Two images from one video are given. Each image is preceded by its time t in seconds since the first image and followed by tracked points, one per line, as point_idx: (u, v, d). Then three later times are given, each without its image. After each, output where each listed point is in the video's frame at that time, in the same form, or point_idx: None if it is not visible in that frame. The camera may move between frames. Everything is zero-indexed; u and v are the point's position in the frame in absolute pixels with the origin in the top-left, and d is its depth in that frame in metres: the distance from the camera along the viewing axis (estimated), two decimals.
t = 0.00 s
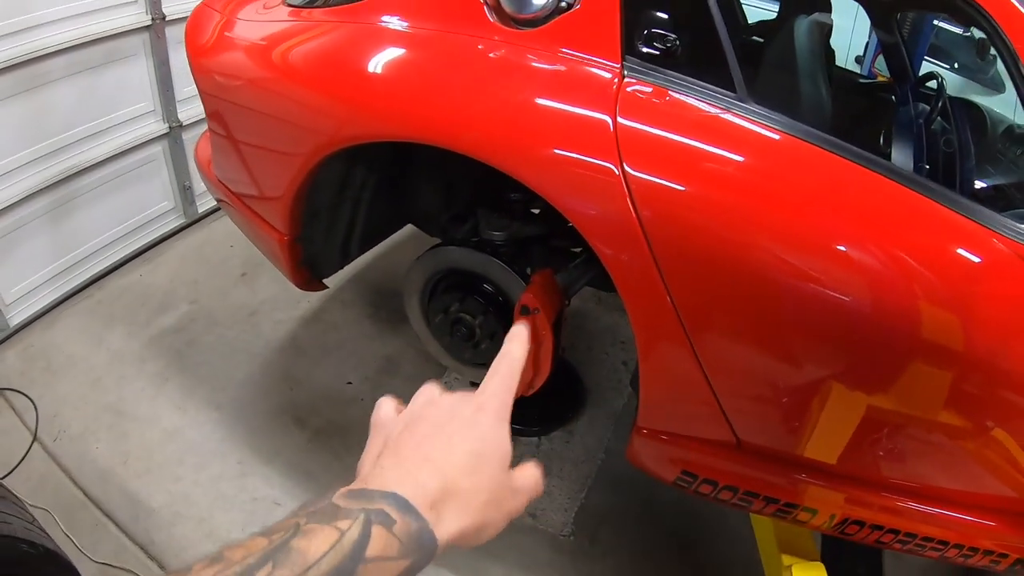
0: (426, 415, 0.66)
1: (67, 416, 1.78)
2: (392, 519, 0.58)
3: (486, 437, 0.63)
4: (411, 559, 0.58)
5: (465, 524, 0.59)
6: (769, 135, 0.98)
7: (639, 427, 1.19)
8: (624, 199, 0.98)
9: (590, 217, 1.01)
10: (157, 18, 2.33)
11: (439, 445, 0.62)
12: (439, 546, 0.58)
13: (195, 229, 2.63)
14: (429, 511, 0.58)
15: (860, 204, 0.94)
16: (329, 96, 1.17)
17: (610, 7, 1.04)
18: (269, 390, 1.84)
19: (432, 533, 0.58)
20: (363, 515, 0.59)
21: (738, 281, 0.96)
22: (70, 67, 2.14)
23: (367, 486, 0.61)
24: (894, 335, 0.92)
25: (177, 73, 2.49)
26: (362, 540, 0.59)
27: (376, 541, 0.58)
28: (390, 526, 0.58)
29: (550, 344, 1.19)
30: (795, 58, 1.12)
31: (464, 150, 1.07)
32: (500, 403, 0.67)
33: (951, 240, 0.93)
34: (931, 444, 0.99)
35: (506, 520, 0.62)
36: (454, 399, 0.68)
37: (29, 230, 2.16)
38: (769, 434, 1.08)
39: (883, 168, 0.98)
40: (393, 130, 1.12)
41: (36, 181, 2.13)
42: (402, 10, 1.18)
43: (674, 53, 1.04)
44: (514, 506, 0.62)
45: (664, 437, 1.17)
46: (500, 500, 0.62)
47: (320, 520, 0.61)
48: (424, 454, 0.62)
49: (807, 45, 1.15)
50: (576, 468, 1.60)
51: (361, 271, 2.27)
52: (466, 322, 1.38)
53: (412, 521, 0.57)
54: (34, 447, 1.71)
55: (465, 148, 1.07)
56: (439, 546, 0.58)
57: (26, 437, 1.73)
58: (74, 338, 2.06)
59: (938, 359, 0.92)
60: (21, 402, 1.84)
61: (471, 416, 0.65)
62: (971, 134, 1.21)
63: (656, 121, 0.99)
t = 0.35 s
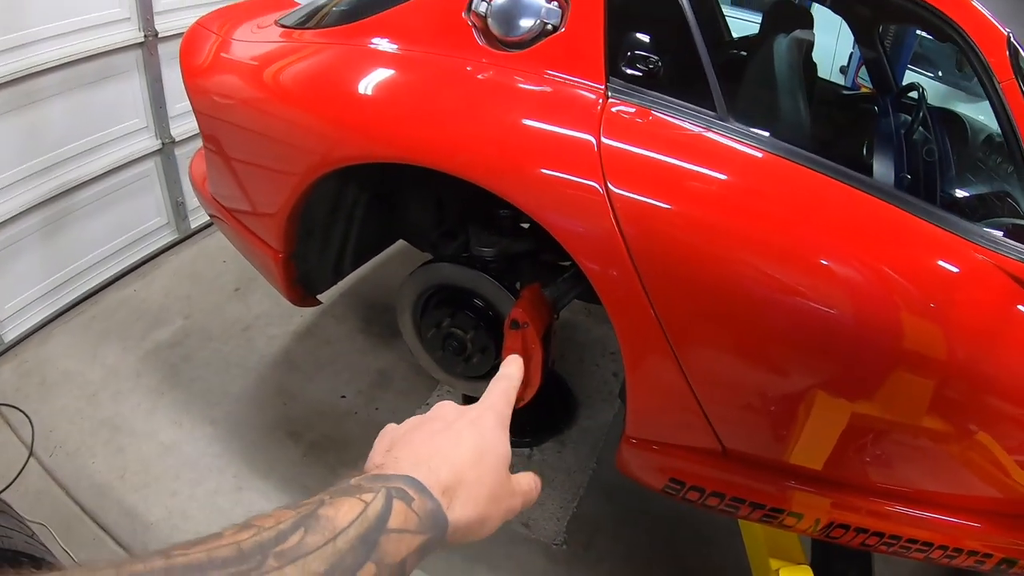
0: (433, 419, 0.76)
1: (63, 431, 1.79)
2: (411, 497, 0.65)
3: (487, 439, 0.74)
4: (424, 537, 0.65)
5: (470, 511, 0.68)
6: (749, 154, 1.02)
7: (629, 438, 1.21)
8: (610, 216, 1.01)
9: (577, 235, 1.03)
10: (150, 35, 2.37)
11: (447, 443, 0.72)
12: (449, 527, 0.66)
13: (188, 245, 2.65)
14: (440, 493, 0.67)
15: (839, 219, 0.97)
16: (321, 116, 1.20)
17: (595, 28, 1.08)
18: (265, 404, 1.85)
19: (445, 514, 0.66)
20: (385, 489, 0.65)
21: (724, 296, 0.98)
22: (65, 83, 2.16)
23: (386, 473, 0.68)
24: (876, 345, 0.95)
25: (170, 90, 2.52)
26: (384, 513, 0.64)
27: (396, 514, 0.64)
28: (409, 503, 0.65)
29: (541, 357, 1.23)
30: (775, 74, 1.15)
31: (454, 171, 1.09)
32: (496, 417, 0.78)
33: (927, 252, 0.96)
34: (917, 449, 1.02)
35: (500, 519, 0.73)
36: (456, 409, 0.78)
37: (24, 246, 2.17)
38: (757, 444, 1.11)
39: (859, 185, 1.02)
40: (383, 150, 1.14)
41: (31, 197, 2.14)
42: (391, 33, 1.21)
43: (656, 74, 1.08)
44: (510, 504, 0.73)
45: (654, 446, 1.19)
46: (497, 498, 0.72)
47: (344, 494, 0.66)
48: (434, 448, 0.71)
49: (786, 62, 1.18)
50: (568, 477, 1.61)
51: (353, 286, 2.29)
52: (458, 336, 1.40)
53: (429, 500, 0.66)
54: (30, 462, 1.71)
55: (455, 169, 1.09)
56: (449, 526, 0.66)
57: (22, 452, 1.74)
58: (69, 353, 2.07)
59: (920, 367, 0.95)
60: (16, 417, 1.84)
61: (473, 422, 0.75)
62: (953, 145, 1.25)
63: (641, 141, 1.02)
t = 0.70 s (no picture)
0: (404, 440, 0.68)
1: (62, 448, 1.79)
2: (369, 533, 0.59)
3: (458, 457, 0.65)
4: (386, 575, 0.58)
5: (439, 540, 0.60)
6: (738, 171, 1.04)
7: (624, 451, 1.22)
8: (603, 234, 1.03)
9: (571, 252, 1.04)
10: (149, 55, 2.40)
11: (413, 468, 0.64)
12: (414, 562, 0.59)
13: (187, 264, 2.67)
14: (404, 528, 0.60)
15: (828, 233, 0.99)
16: (318, 137, 1.22)
17: (585, 49, 1.10)
18: (264, 422, 1.86)
19: (409, 547, 0.59)
20: (341, 527, 0.59)
21: (718, 311, 1.00)
22: (66, 102, 2.18)
23: (347, 507, 0.62)
24: (868, 357, 0.96)
25: (170, 110, 2.55)
26: (340, 552, 0.59)
27: (352, 554, 0.58)
28: (367, 540, 0.59)
29: (536, 373, 1.24)
30: (762, 91, 1.18)
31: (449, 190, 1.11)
32: (474, 424, 0.69)
33: (915, 264, 0.98)
34: (913, 459, 1.03)
35: (479, 542, 0.64)
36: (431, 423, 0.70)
37: (25, 263, 2.18)
38: (753, 456, 1.11)
39: (847, 199, 1.04)
40: (379, 169, 1.15)
41: (31, 215, 2.15)
42: (386, 55, 1.24)
43: (644, 94, 1.10)
44: (488, 523, 0.64)
45: (649, 460, 1.20)
46: (472, 520, 0.63)
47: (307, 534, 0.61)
48: (399, 477, 0.64)
49: (772, 79, 1.21)
50: (564, 494, 1.62)
51: (351, 304, 2.31)
52: (453, 353, 1.43)
53: (390, 537, 0.59)
54: (28, 478, 1.71)
55: (449, 189, 1.11)
56: (415, 561, 0.59)
57: (21, 469, 1.74)
58: (68, 371, 2.08)
59: (913, 378, 0.96)
60: (15, 434, 1.85)
61: (444, 438, 0.67)
62: (941, 155, 1.27)
63: (632, 160, 1.04)
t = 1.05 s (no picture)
0: (401, 418, 0.61)
1: (67, 465, 1.81)
2: (353, 568, 0.51)
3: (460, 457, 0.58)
4: None
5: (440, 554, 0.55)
6: (729, 193, 1.07)
7: (623, 466, 1.24)
8: (600, 256, 1.06)
9: (568, 274, 1.07)
10: (154, 79, 2.45)
11: (410, 468, 0.57)
12: None
13: (190, 284, 2.71)
14: (398, 551, 0.53)
15: (819, 251, 1.02)
16: (321, 162, 1.25)
17: (577, 77, 1.14)
18: (268, 440, 1.88)
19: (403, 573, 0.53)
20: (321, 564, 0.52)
21: (713, 329, 1.02)
22: (72, 124, 2.22)
23: (329, 527, 0.54)
24: (860, 371, 0.99)
25: (174, 133, 2.60)
26: None
27: None
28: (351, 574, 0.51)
29: (535, 391, 1.27)
30: (750, 111, 1.22)
31: (448, 214, 1.14)
32: (478, 408, 0.61)
33: (904, 279, 1.01)
34: (908, 469, 1.05)
35: (488, 532, 0.59)
36: (433, 394, 0.62)
37: (30, 283, 2.21)
38: (751, 470, 1.14)
39: (836, 219, 1.07)
40: (381, 192, 1.19)
41: (36, 235, 2.18)
42: (387, 83, 1.28)
43: (636, 120, 1.14)
44: (498, 516, 0.59)
45: (647, 474, 1.22)
46: (482, 517, 0.58)
47: (282, 573, 0.52)
48: (393, 480, 0.56)
49: (760, 100, 1.25)
50: (564, 509, 1.64)
51: (353, 324, 2.34)
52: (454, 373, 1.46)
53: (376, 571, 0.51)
54: (34, 496, 1.73)
55: (449, 213, 1.14)
56: None
57: (27, 486, 1.76)
58: (73, 389, 2.10)
59: (904, 390, 0.98)
60: (21, 452, 1.87)
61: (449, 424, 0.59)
62: (931, 170, 1.29)
63: (625, 184, 1.08)
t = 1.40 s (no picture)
0: (379, 493, 0.65)
1: (70, 474, 1.82)
2: None
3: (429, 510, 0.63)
4: None
5: None
6: (724, 201, 1.09)
7: (622, 473, 1.24)
8: (597, 264, 1.07)
9: (567, 282, 1.08)
10: (158, 92, 2.48)
11: (382, 520, 0.60)
12: None
13: (194, 296, 2.73)
14: None
15: (816, 257, 1.03)
16: (323, 173, 1.27)
17: (572, 88, 1.16)
18: (269, 451, 1.89)
19: None
20: None
21: (712, 336, 1.03)
22: (78, 137, 2.25)
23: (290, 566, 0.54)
24: (858, 376, 0.99)
25: (178, 146, 2.64)
26: None
27: None
28: None
29: (533, 399, 1.28)
30: (743, 117, 1.23)
31: (447, 223, 1.15)
32: (453, 485, 0.66)
33: (902, 283, 1.01)
34: (909, 474, 1.05)
35: None
36: (411, 476, 0.68)
37: (34, 293, 2.22)
38: (750, 476, 1.14)
39: (832, 225, 1.08)
40: (382, 202, 1.20)
41: (40, 246, 2.20)
42: (386, 95, 1.30)
43: (629, 130, 1.16)
44: None
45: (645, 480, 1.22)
46: None
47: None
48: (364, 527, 0.59)
49: (753, 108, 1.26)
50: (564, 519, 1.65)
51: (355, 336, 2.36)
52: (453, 381, 1.45)
53: None
54: (36, 503, 1.74)
55: (447, 222, 1.15)
56: None
57: (30, 494, 1.77)
58: (77, 399, 2.12)
59: (903, 394, 0.99)
60: (24, 460, 1.88)
61: (421, 488, 0.65)
62: (928, 176, 1.27)
63: (621, 192, 1.09)
